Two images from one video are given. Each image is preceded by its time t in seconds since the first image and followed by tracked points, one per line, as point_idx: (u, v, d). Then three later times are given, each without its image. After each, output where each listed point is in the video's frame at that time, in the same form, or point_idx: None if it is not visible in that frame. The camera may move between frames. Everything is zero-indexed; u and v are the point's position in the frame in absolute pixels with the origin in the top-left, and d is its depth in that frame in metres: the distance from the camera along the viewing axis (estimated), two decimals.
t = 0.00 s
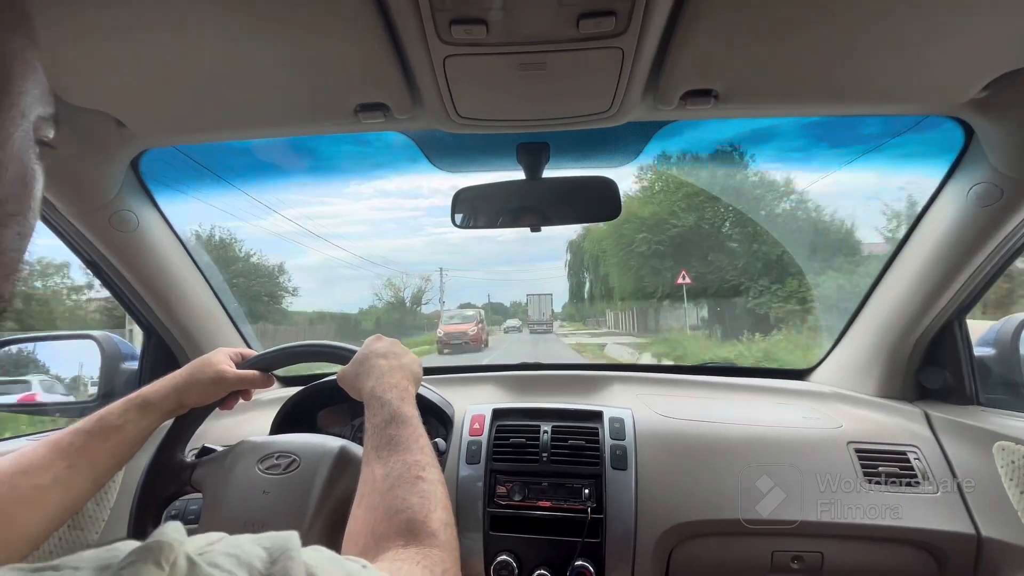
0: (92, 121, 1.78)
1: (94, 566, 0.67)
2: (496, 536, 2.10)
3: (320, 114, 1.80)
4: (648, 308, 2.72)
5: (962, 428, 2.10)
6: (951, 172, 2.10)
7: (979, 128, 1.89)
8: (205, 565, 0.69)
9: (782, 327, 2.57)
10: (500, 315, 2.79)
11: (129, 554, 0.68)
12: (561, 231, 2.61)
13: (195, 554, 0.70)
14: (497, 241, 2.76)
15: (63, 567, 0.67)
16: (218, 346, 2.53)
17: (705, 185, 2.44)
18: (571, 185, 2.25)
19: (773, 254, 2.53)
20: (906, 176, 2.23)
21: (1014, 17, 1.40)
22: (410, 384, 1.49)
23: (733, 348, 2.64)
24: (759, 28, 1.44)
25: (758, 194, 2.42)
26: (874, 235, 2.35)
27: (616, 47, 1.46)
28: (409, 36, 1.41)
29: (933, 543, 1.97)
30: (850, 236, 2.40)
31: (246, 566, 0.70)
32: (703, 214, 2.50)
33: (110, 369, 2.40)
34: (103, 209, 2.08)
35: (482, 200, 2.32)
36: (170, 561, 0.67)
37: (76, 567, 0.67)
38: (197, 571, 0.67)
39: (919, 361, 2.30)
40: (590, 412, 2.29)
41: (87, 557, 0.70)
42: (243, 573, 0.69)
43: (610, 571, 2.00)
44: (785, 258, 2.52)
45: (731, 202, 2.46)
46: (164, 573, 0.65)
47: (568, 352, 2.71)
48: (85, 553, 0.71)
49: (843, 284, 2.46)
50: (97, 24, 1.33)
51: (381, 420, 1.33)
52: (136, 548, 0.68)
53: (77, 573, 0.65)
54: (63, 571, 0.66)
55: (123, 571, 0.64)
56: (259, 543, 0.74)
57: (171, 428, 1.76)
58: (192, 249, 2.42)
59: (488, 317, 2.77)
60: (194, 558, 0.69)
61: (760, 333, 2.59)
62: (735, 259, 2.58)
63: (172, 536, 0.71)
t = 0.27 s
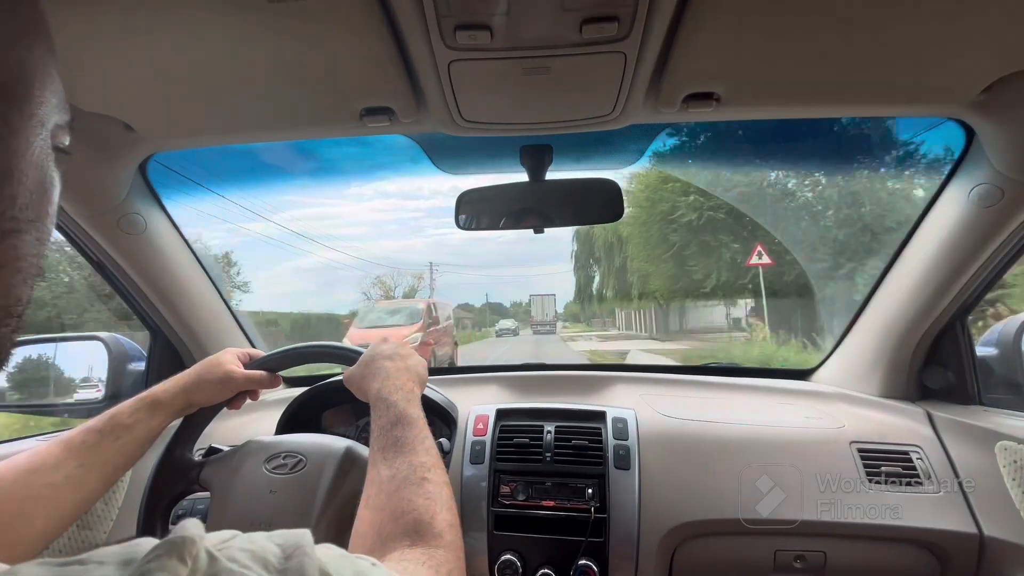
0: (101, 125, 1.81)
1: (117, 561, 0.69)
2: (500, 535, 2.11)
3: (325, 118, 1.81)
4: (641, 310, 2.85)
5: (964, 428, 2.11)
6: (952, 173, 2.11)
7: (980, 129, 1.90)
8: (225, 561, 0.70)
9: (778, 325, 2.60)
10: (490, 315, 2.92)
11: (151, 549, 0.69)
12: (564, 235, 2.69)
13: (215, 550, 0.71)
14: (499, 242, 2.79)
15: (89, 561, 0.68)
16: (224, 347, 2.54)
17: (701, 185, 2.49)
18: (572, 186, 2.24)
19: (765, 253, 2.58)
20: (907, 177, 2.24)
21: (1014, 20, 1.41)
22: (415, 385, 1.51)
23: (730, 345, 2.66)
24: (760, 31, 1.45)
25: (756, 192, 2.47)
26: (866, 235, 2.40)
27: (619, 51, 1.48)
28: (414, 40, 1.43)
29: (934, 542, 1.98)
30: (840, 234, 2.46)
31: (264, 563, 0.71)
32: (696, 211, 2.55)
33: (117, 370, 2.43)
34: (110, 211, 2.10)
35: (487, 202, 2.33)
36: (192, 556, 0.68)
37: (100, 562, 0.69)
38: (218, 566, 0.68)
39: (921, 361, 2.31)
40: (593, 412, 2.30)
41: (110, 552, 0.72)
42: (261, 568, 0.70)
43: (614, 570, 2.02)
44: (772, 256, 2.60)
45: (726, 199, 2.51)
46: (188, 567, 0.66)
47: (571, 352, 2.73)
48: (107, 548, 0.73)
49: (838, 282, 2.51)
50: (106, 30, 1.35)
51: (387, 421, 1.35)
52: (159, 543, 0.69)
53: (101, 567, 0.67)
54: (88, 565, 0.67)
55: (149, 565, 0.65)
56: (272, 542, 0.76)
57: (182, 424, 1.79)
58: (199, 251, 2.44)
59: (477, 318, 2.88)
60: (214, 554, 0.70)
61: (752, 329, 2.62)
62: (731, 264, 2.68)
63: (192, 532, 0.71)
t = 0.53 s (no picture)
0: (102, 122, 1.80)
1: (102, 554, 0.70)
2: (500, 535, 2.10)
3: (327, 115, 1.81)
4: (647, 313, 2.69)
5: (968, 429, 2.09)
6: (957, 173, 2.10)
7: (984, 129, 1.89)
8: (209, 552, 0.70)
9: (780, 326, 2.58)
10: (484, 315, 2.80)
11: (136, 541, 0.70)
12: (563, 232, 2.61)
13: (200, 543, 0.72)
14: (500, 243, 2.76)
15: (72, 554, 0.70)
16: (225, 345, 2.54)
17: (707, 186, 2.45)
18: (576, 185, 2.24)
19: (768, 249, 2.54)
20: (912, 177, 2.22)
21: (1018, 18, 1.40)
22: (415, 384, 1.50)
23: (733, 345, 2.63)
24: (763, 29, 1.44)
25: (760, 190, 2.44)
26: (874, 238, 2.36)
27: (620, 49, 1.47)
28: (415, 37, 1.42)
29: (937, 544, 1.96)
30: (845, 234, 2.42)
31: (251, 556, 0.71)
32: (698, 209, 2.51)
33: (118, 368, 2.45)
34: (111, 208, 2.10)
35: (487, 201, 2.33)
36: (176, 548, 0.69)
37: (84, 555, 0.70)
38: (202, 557, 0.69)
39: (925, 362, 2.30)
40: (594, 412, 2.29)
41: (98, 545, 0.73)
42: (246, 561, 0.70)
43: (614, 571, 2.01)
44: (779, 254, 2.55)
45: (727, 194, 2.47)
46: (171, 559, 0.67)
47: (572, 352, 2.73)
48: (95, 543, 0.74)
49: (842, 286, 2.48)
50: (107, 27, 1.34)
51: (387, 420, 1.34)
52: (144, 534, 0.70)
53: (86, 560, 0.68)
54: (72, 558, 0.69)
55: (129, 556, 0.66)
56: (262, 535, 0.76)
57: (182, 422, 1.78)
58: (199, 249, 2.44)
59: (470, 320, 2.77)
60: (199, 546, 0.71)
61: (754, 330, 2.60)
62: (741, 262, 2.57)
63: (178, 524, 0.73)
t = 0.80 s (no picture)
0: (102, 120, 1.80)
1: (94, 557, 0.68)
2: (499, 536, 2.09)
3: (327, 113, 1.80)
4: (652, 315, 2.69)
5: (971, 431, 2.08)
6: (960, 174, 2.09)
7: (988, 129, 1.88)
8: (204, 556, 0.69)
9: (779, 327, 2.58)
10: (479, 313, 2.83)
11: (128, 544, 0.67)
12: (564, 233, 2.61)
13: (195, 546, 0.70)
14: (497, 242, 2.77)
15: (65, 557, 0.67)
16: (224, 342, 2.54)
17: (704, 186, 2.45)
18: (579, 184, 2.24)
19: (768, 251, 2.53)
20: (914, 179, 2.21)
21: None
22: (415, 384, 1.49)
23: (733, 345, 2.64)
24: (766, 27, 1.43)
25: (762, 189, 2.42)
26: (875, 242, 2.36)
27: (621, 47, 1.46)
28: (415, 34, 1.42)
29: (941, 547, 1.95)
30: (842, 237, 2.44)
31: (248, 560, 0.70)
32: (698, 212, 2.50)
33: (117, 366, 2.44)
34: (111, 206, 2.09)
35: (489, 200, 2.31)
36: (169, 552, 0.67)
37: (76, 558, 0.67)
38: (197, 560, 0.68)
39: (926, 363, 2.28)
40: (594, 412, 2.28)
41: (90, 548, 0.71)
42: (242, 564, 0.69)
43: (613, 572, 2.00)
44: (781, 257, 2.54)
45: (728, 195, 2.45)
46: (164, 564, 0.65)
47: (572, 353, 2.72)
48: (86, 545, 0.72)
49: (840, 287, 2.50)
50: (106, 23, 1.34)
51: (386, 420, 1.33)
52: (138, 537, 0.68)
53: (77, 563, 0.66)
54: (64, 561, 0.66)
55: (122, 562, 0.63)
56: (259, 537, 0.75)
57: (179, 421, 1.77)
58: (199, 247, 2.44)
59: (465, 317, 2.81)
60: (193, 550, 0.69)
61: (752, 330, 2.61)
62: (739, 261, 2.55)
63: (172, 527, 0.71)
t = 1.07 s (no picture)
0: (109, 124, 1.81)
1: (125, 559, 0.69)
2: (502, 536, 2.11)
3: (330, 117, 1.82)
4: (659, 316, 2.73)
5: (972, 431, 2.09)
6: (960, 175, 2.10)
7: (988, 130, 1.89)
8: (232, 558, 0.70)
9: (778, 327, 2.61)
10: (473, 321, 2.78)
11: (159, 547, 0.68)
12: (570, 233, 2.64)
13: (221, 549, 0.71)
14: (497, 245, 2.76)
15: (94, 559, 0.69)
16: (228, 343, 2.56)
17: (702, 188, 2.47)
18: (580, 186, 2.25)
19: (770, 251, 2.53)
20: (914, 180, 2.22)
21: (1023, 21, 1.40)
22: (419, 386, 1.51)
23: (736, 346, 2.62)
24: (767, 31, 1.44)
25: (762, 189, 2.44)
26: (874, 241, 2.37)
27: (623, 51, 1.48)
28: (419, 39, 1.43)
29: (942, 547, 1.96)
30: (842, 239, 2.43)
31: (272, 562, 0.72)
32: (699, 211, 2.52)
33: (122, 369, 2.45)
34: (116, 209, 2.11)
35: (491, 202, 2.35)
36: (200, 555, 0.68)
37: (107, 560, 0.69)
38: (225, 563, 0.69)
39: (927, 363, 2.29)
40: (596, 413, 2.30)
41: (117, 551, 0.72)
42: (269, 567, 0.71)
43: (616, 571, 2.01)
44: (786, 255, 2.52)
45: (728, 194, 2.47)
46: (195, 566, 0.66)
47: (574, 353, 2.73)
48: (112, 548, 0.73)
49: (843, 287, 2.49)
50: (113, 30, 1.35)
51: (391, 422, 1.35)
52: (167, 541, 0.68)
53: (108, 565, 0.67)
54: (95, 563, 0.68)
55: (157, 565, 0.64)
56: (280, 541, 0.77)
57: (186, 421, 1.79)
58: (204, 250, 2.45)
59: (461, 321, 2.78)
60: (221, 552, 0.70)
61: (756, 332, 2.61)
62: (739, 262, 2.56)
63: (199, 530, 0.71)
